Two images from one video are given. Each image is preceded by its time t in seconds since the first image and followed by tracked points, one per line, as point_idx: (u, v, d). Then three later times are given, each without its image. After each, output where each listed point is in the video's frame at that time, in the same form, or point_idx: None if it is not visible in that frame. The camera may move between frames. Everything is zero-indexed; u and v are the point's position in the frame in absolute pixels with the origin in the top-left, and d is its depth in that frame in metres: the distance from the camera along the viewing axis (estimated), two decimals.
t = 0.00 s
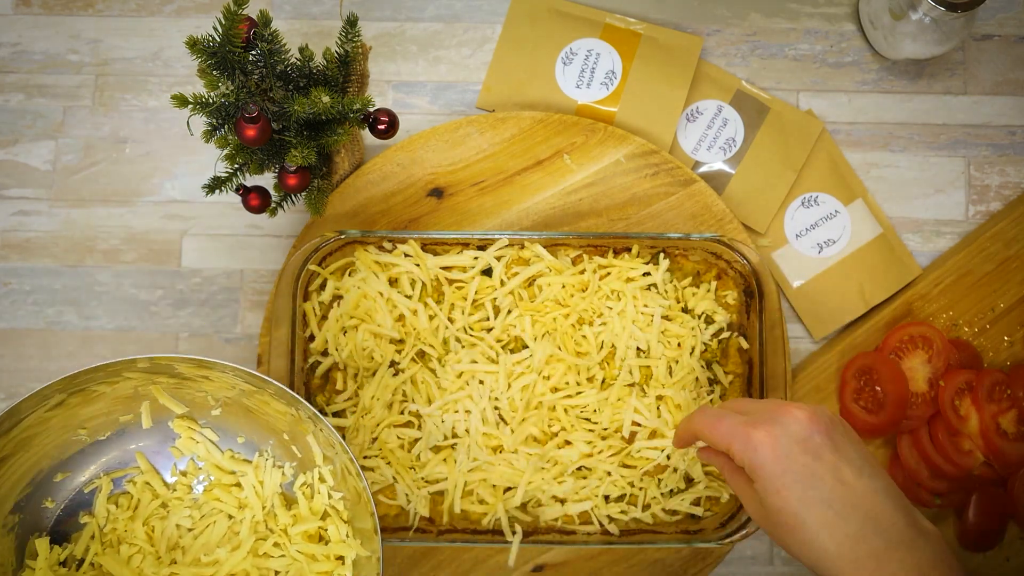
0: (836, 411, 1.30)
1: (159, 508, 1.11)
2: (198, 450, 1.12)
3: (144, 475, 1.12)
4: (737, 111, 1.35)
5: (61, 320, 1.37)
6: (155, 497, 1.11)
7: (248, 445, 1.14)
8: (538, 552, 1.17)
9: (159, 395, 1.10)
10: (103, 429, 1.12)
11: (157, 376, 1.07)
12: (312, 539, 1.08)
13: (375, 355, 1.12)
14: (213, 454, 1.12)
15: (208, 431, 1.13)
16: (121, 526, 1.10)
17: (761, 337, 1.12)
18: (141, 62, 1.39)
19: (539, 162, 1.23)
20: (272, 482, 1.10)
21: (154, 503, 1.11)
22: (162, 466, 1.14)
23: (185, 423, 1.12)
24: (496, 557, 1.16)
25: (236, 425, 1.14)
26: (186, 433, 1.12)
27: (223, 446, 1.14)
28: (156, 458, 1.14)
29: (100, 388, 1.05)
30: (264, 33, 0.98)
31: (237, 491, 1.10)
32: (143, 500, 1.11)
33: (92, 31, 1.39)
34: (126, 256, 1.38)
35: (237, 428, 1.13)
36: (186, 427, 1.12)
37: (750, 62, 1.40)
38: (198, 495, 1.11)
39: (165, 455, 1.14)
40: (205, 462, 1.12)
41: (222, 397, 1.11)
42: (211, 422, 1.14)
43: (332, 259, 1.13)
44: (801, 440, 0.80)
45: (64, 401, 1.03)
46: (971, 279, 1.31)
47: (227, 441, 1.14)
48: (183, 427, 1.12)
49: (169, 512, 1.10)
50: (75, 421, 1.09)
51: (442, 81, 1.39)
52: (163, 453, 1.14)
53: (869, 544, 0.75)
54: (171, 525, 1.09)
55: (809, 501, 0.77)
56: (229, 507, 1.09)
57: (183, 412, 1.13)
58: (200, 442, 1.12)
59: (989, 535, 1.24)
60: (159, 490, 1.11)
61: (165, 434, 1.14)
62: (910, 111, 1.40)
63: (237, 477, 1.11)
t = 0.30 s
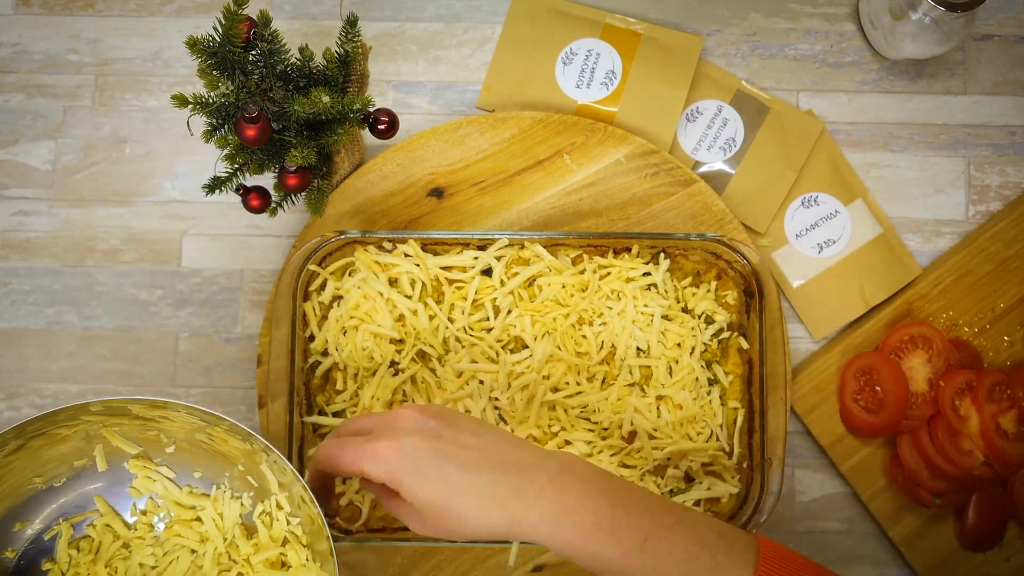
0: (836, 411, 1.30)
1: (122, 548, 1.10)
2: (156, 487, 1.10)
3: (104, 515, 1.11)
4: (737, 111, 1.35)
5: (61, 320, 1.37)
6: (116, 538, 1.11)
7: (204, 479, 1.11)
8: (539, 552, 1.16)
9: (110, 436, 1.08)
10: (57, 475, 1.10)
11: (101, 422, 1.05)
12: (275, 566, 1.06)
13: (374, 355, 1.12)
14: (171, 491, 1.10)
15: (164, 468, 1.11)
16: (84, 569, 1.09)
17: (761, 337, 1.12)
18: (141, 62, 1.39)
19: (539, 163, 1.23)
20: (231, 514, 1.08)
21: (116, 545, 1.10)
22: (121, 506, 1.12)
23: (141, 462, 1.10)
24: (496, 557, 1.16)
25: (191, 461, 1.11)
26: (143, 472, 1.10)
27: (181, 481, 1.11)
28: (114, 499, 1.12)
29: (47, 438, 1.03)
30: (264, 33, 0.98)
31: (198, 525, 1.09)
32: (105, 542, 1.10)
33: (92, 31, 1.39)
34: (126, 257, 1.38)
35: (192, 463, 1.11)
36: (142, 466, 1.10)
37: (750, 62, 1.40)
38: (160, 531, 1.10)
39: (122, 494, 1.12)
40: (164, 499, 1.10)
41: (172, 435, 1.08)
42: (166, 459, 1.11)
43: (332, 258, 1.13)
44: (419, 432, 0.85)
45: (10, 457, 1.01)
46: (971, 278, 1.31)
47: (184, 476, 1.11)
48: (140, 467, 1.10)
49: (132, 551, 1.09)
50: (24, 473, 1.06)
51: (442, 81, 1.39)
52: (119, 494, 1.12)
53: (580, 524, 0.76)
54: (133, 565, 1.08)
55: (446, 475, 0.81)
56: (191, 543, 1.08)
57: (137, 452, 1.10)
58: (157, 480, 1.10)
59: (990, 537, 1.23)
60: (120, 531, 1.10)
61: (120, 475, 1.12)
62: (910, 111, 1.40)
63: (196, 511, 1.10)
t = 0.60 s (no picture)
0: (836, 411, 1.30)
1: (275, 458, 1.03)
2: (321, 406, 1.05)
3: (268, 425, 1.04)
4: (737, 111, 1.35)
5: (61, 320, 1.37)
6: (274, 447, 1.04)
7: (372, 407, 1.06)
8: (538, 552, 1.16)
9: (301, 343, 1.04)
10: (242, 371, 1.04)
11: (293, 323, 1.00)
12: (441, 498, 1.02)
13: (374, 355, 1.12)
14: (334, 412, 1.05)
15: (334, 387, 1.07)
16: (243, 468, 1.03)
17: (761, 337, 1.12)
18: (141, 62, 1.39)
19: (540, 162, 1.23)
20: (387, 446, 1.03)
21: (272, 452, 1.03)
22: (283, 416, 1.06)
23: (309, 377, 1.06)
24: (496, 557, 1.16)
25: (363, 385, 1.07)
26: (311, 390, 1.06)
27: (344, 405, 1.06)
28: (280, 410, 1.06)
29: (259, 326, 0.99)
30: (263, 33, 0.98)
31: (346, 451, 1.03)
32: (263, 447, 1.03)
33: (92, 32, 1.39)
34: (126, 256, 1.38)
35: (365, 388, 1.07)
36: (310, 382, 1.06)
37: (750, 62, 1.40)
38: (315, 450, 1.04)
39: (287, 406, 1.06)
40: (324, 418, 1.05)
41: (364, 353, 1.06)
42: (338, 378, 1.07)
43: (331, 258, 1.13)
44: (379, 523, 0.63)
45: (190, 357, 0.94)
46: (971, 279, 1.31)
47: (349, 401, 1.07)
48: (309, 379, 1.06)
49: (284, 461, 1.03)
50: (220, 360, 1.00)
51: (442, 81, 1.39)
52: (287, 405, 1.07)
53: None
54: (286, 475, 1.02)
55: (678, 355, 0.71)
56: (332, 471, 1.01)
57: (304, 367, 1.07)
58: (324, 396, 1.05)
59: (990, 537, 1.23)
60: (278, 439, 1.03)
61: (291, 385, 1.07)
62: (910, 111, 1.40)
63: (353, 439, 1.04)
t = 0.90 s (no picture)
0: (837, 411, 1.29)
1: (167, 470, 1.09)
2: (206, 415, 1.11)
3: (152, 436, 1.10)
4: (737, 111, 1.35)
5: (61, 320, 1.37)
6: (164, 459, 1.09)
7: (253, 412, 1.12)
8: (538, 552, 1.16)
9: (165, 357, 1.08)
10: (114, 388, 1.10)
11: (159, 339, 1.05)
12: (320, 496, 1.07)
13: (374, 355, 1.12)
14: (220, 420, 1.11)
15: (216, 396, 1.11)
16: (131, 484, 1.08)
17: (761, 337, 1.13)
18: (141, 62, 1.39)
19: (539, 162, 1.23)
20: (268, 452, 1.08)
21: (162, 465, 1.09)
22: (170, 429, 1.12)
23: (193, 387, 1.11)
24: (496, 558, 1.17)
25: (241, 392, 1.12)
26: (195, 401, 1.11)
27: (229, 412, 1.12)
28: (164, 421, 1.12)
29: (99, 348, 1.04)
30: (263, 33, 0.98)
31: (233, 455, 1.10)
32: (152, 461, 1.09)
33: (92, 32, 1.39)
34: (126, 256, 1.38)
35: (243, 394, 1.11)
36: (193, 393, 1.10)
37: (750, 62, 1.40)
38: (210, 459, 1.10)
39: (174, 419, 1.12)
40: (212, 427, 1.11)
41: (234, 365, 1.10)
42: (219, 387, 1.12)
43: (331, 258, 1.13)
44: (775, 321, 0.96)
45: (56, 365, 1.01)
46: (971, 278, 1.31)
47: (233, 407, 1.12)
48: (192, 391, 1.11)
49: (176, 474, 1.09)
50: (82, 381, 1.07)
51: (442, 81, 1.39)
52: (171, 417, 1.12)
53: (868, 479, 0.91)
54: (178, 486, 1.08)
55: (781, 372, 0.94)
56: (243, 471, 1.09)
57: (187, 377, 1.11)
58: (207, 407, 1.11)
59: (990, 537, 1.24)
60: (167, 452, 1.09)
61: (173, 398, 1.12)
62: (910, 111, 1.40)
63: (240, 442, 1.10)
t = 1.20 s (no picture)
0: (836, 411, 1.30)
1: (88, 477, 1.23)
2: (111, 420, 1.24)
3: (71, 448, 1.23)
4: (737, 111, 1.35)
5: (61, 320, 1.37)
6: (83, 466, 1.23)
7: (150, 414, 1.25)
8: (538, 552, 1.16)
9: (58, 371, 1.23)
10: (19, 408, 1.25)
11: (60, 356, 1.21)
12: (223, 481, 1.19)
13: (374, 355, 1.12)
14: (127, 423, 1.23)
15: (118, 402, 1.25)
16: (54, 495, 1.22)
17: (761, 337, 1.11)
18: (141, 62, 1.39)
19: (539, 163, 1.23)
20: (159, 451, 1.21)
21: (83, 472, 1.22)
22: (87, 438, 1.25)
23: (97, 398, 1.24)
24: (496, 557, 1.17)
25: (139, 395, 1.25)
26: (100, 409, 1.24)
27: (135, 415, 1.25)
28: (79, 431, 1.25)
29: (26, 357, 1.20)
30: (263, 32, 0.97)
31: (147, 458, 1.23)
32: (72, 470, 1.23)
33: (92, 32, 1.39)
34: (126, 256, 1.38)
35: (140, 396, 1.25)
36: (96, 403, 1.24)
37: (750, 62, 1.40)
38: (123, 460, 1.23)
39: (86, 428, 1.26)
40: (121, 430, 1.24)
41: (127, 372, 1.23)
42: (118, 394, 1.25)
43: (331, 259, 1.14)
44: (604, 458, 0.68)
45: None
46: (971, 278, 1.31)
47: (136, 409, 1.25)
48: (97, 402, 1.24)
49: (97, 479, 1.22)
50: None
51: (441, 81, 1.39)
52: (85, 428, 1.26)
53: None
54: (99, 491, 1.21)
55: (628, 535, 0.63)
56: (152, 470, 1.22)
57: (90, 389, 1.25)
58: (112, 413, 1.24)
59: (989, 537, 1.24)
60: (86, 460, 1.23)
61: (79, 410, 1.26)
62: (910, 111, 1.40)
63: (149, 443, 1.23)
